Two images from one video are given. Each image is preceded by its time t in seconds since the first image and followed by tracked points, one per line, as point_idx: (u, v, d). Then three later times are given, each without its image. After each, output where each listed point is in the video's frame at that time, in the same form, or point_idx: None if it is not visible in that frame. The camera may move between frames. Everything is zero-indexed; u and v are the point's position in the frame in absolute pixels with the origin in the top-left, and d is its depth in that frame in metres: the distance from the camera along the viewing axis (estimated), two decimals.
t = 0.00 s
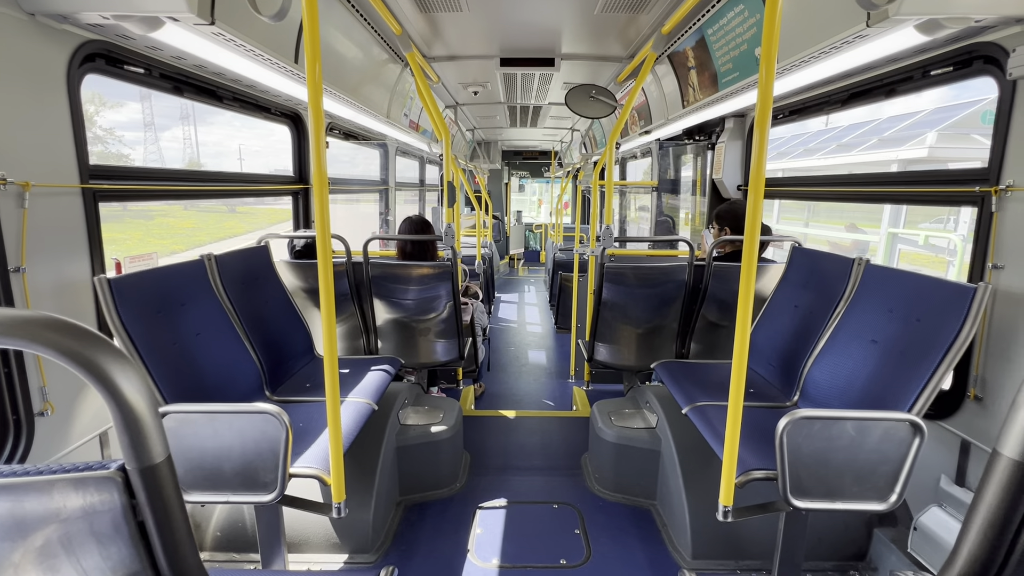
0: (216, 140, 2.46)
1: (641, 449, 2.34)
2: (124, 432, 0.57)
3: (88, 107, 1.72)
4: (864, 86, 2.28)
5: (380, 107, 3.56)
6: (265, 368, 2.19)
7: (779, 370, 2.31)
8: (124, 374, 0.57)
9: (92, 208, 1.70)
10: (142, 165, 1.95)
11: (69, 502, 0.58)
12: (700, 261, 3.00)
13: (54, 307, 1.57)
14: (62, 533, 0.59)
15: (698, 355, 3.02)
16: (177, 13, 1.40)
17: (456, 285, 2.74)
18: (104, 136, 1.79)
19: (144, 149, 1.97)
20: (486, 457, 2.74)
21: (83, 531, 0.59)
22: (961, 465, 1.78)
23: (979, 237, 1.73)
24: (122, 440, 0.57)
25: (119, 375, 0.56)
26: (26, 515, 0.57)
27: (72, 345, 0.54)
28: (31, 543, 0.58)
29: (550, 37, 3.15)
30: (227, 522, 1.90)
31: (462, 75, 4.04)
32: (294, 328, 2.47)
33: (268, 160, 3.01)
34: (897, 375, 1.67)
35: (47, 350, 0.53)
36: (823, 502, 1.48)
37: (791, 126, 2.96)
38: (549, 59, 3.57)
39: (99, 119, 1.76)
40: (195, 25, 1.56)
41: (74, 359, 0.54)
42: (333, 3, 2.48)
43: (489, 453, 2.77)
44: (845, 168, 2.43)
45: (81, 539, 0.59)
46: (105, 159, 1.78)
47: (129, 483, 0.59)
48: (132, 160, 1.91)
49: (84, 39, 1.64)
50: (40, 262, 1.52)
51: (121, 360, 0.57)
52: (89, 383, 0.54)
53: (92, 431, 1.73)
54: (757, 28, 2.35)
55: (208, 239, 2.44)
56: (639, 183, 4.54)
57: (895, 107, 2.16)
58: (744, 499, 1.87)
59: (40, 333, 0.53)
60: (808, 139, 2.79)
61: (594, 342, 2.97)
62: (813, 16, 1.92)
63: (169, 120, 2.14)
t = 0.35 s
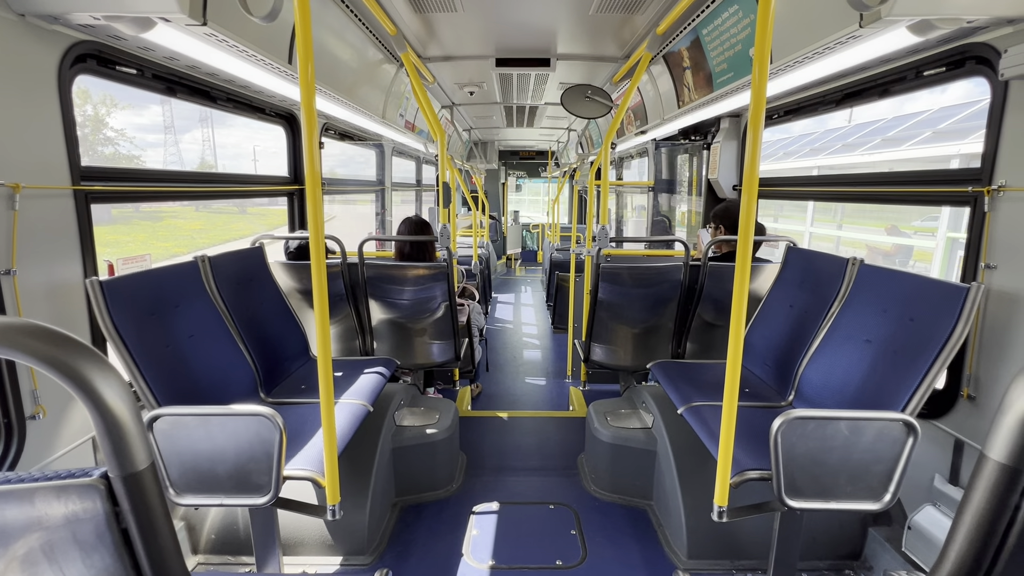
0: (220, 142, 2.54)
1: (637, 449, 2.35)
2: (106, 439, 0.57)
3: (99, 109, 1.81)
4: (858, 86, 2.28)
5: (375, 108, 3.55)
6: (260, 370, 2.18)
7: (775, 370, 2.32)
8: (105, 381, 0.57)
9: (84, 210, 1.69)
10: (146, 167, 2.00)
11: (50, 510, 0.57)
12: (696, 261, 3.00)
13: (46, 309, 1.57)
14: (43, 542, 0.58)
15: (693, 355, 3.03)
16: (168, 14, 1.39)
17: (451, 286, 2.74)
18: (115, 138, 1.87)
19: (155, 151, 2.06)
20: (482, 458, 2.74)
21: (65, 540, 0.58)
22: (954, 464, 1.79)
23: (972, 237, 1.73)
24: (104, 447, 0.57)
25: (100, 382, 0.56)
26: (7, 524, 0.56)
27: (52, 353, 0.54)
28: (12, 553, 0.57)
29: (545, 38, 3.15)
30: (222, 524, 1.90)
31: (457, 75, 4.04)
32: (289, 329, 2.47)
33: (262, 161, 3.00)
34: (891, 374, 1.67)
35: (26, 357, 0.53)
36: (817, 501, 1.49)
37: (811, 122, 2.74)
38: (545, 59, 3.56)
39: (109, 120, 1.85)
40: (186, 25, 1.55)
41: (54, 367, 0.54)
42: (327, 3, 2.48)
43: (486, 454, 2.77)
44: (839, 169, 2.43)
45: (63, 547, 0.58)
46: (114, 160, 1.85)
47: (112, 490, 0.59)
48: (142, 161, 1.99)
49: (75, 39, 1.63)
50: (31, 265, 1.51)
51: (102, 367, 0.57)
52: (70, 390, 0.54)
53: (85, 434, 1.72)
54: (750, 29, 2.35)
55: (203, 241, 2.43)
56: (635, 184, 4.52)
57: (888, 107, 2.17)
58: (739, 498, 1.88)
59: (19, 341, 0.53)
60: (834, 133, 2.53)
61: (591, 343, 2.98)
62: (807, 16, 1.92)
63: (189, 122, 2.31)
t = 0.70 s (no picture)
0: (217, 145, 2.54)
1: (635, 450, 2.35)
2: (109, 450, 0.57)
3: (112, 110, 1.88)
4: (853, 88, 2.30)
5: (372, 110, 3.55)
6: (258, 374, 2.18)
7: (772, 371, 2.33)
8: (108, 393, 0.57)
9: (82, 215, 1.69)
10: (144, 171, 2.00)
11: (53, 522, 0.57)
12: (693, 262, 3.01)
13: (44, 315, 1.56)
14: (47, 553, 0.58)
15: (691, 355, 3.03)
16: (166, 19, 1.39)
17: (450, 288, 2.74)
18: (127, 139, 1.94)
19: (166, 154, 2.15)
20: (481, 460, 2.74)
21: (70, 551, 0.58)
22: (950, 464, 1.80)
23: (967, 238, 1.74)
24: (107, 458, 0.57)
25: (104, 393, 0.57)
26: (11, 535, 0.57)
27: (55, 365, 0.54)
28: (16, 563, 0.57)
29: (542, 40, 3.16)
30: (220, 528, 1.90)
31: (455, 78, 4.04)
32: (287, 332, 2.47)
33: (260, 164, 2.99)
34: (887, 375, 1.68)
35: (28, 370, 0.53)
36: (815, 502, 1.49)
37: (834, 120, 2.54)
38: (542, 61, 3.57)
39: (122, 121, 1.93)
40: (184, 31, 1.55)
41: (57, 379, 0.54)
42: (324, 7, 2.48)
43: (485, 456, 2.77)
44: (835, 171, 2.44)
45: (67, 558, 0.58)
46: (126, 162, 1.92)
47: (116, 501, 0.59)
48: (155, 163, 2.08)
49: (72, 45, 1.63)
50: (29, 270, 1.51)
51: (105, 379, 0.57)
52: (73, 402, 0.55)
53: (83, 440, 1.72)
54: (746, 31, 2.36)
55: (202, 244, 2.43)
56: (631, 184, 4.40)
57: (883, 108, 2.19)
58: (737, 499, 1.89)
59: (23, 354, 0.54)
60: (851, 134, 2.37)
61: (589, 344, 2.99)
62: (801, 20, 1.94)
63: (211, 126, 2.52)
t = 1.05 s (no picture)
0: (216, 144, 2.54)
1: (635, 449, 2.35)
2: (111, 442, 0.57)
3: (128, 111, 1.95)
4: (852, 87, 2.30)
5: (372, 108, 3.55)
6: (258, 372, 2.17)
7: (771, 369, 2.33)
8: (111, 384, 0.57)
9: (81, 212, 1.68)
10: (143, 169, 1.99)
11: (55, 513, 0.57)
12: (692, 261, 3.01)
13: (44, 312, 1.56)
14: (49, 544, 0.58)
15: (690, 354, 3.03)
16: (165, 15, 1.39)
17: (449, 286, 2.74)
18: (143, 139, 2.02)
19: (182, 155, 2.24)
20: (480, 459, 2.74)
21: (72, 542, 0.58)
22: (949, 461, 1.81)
23: (966, 236, 1.75)
24: (109, 450, 0.57)
25: (105, 384, 0.56)
26: (12, 525, 0.57)
27: (57, 355, 0.54)
28: (17, 555, 0.57)
29: (541, 38, 3.15)
30: (220, 527, 1.90)
31: (454, 76, 4.04)
32: (286, 331, 2.46)
33: (259, 163, 2.99)
34: (886, 373, 1.69)
35: (31, 360, 0.53)
36: (815, 499, 1.49)
37: (857, 117, 2.34)
38: (541, 60, 3.57)
39: (137, 122, 1.99)
40: (183, 27, 1.55)
41: (59, 369, 0.54)
42: (323, 4, 2.47)
43: (484, 454, 2.77)
44: (835, 169, 2.44)
45: (69, 550, 0.58)
46: (141, 162, 1.99)
47: (117, 493, 0.59)
48: (171, 165, 2.17)
49: (71, 42, 1.62)
50: (28, 268, 1.51)
51: (108, 369, 0.57)
52: (76, 393, 0.54)
53: (83, 437, 1.72)
54: (746, 29, 2.37)
55: (202, 243, 2.43)
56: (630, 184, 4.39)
57: (882, 106, 2.19)
58: (737, 497, 1.89)
59: (24, 343, 0.53)
60: (881, 132, 2.18)
61: (588, 343, 2.99)
62: (800, 18, 1.94)
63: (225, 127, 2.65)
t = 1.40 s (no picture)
0: (211, 144, 2.53)
1: (631, 449, 2.35)
2: (99, 439, 0.56)
3: (138, 110, 2.02)
4: (846, 87, 2.32)
5: (368, 109, 3.55)
6: (253, 373, 2.16)
7: (768, 369, 2.33)
8: (98, 381, 0.57)
9: (74, 212, 1.67)
10: (138, 169, 1.98)
11: (41, 512, 0.56)
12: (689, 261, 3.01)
13: (36, 312, 1.55)
14: (35, 545, 0.56)
15: (687, 355, 3.04)
16: (159, 14, 1.39)
17: (445, 287, 2.73)
18: (153, 138, 2.11)
19: (191, 155, 2.34)
20: (476, 460, 2.74)
21: (58, 542, 0.57)
22: (944, 460, 1.81)
23: (960, 236, 1.76)
24: (96, 447, 0.57)
25: (93, 382, 0.56)
26: None
27: (43, 352, 0.54)
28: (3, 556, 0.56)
29: (537, 40, 3.16)
30: (214, 529, 1.88)
31: (451, 77, 4.04)
32: (281, 331, 2.45)
33: (254, 163, 2.98)
34: (881, 372, 1.69)
35: (16, 357, 0.52)
36: (810, 498, 1.50)
37: (884, 116, 2.16)
38: (537, 61, 3.57)
39: (147, 121, 2.07)
40: (178, 26, 1.54)
41: (45, 366, 0.53)
42: (319, 4, 2.47)
43: (481, 455, 2.77)
44: (830, 170, 2.45)
45: (56, 550, 0.57)
46: (151, 162, 2.07)
47: (105, 492, 0.58)
48: (180, 164, 2.26)
49: (65, 41, 1.62)
50: (20, 268, 1.50)
51: (95, 366, 0.57)
52: (62, 390, 0.54)
53: (76, 438, 1.70)
54: (741, 30, 2.37)
55: (196, 244, 2.41)
56: (626, 184, 4.42)
57: (877, 107, 2.20)
58: (733, 497, 1.89)
59: (11, 341, 0.53)
60: (888, 132, 2.12)
61: (585, 344, 2.99)
62: (795, 19, 1.95)
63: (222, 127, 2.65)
